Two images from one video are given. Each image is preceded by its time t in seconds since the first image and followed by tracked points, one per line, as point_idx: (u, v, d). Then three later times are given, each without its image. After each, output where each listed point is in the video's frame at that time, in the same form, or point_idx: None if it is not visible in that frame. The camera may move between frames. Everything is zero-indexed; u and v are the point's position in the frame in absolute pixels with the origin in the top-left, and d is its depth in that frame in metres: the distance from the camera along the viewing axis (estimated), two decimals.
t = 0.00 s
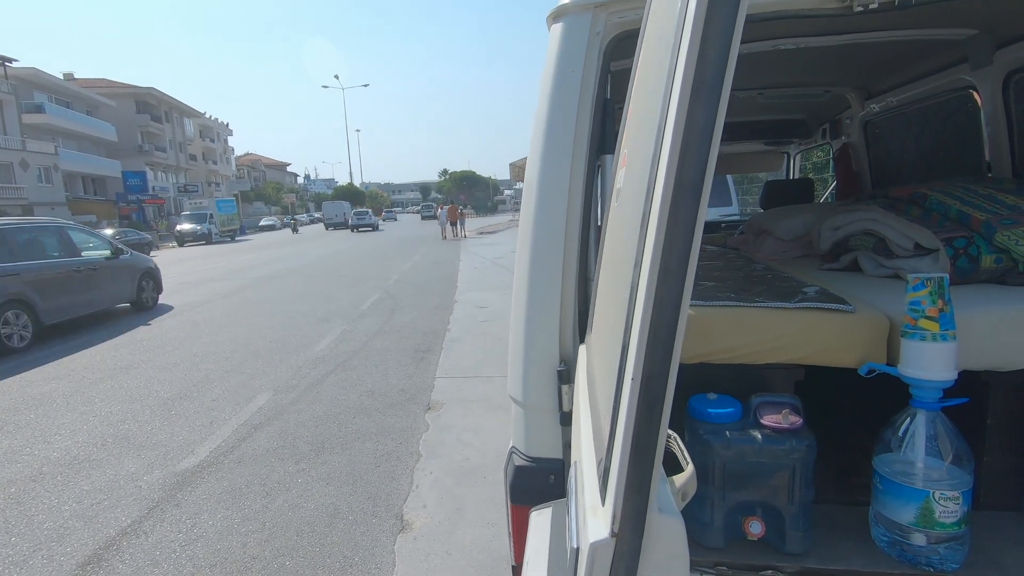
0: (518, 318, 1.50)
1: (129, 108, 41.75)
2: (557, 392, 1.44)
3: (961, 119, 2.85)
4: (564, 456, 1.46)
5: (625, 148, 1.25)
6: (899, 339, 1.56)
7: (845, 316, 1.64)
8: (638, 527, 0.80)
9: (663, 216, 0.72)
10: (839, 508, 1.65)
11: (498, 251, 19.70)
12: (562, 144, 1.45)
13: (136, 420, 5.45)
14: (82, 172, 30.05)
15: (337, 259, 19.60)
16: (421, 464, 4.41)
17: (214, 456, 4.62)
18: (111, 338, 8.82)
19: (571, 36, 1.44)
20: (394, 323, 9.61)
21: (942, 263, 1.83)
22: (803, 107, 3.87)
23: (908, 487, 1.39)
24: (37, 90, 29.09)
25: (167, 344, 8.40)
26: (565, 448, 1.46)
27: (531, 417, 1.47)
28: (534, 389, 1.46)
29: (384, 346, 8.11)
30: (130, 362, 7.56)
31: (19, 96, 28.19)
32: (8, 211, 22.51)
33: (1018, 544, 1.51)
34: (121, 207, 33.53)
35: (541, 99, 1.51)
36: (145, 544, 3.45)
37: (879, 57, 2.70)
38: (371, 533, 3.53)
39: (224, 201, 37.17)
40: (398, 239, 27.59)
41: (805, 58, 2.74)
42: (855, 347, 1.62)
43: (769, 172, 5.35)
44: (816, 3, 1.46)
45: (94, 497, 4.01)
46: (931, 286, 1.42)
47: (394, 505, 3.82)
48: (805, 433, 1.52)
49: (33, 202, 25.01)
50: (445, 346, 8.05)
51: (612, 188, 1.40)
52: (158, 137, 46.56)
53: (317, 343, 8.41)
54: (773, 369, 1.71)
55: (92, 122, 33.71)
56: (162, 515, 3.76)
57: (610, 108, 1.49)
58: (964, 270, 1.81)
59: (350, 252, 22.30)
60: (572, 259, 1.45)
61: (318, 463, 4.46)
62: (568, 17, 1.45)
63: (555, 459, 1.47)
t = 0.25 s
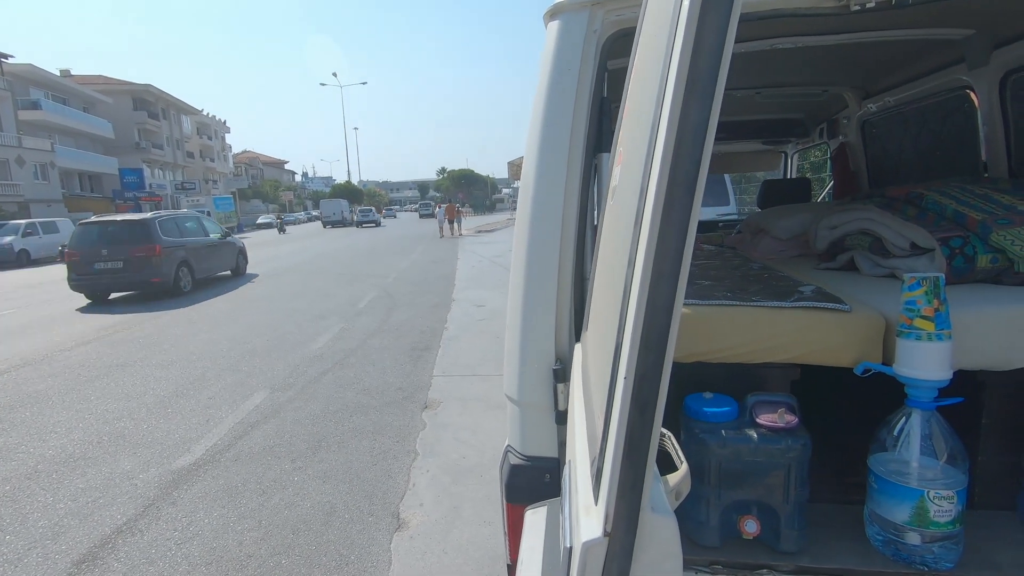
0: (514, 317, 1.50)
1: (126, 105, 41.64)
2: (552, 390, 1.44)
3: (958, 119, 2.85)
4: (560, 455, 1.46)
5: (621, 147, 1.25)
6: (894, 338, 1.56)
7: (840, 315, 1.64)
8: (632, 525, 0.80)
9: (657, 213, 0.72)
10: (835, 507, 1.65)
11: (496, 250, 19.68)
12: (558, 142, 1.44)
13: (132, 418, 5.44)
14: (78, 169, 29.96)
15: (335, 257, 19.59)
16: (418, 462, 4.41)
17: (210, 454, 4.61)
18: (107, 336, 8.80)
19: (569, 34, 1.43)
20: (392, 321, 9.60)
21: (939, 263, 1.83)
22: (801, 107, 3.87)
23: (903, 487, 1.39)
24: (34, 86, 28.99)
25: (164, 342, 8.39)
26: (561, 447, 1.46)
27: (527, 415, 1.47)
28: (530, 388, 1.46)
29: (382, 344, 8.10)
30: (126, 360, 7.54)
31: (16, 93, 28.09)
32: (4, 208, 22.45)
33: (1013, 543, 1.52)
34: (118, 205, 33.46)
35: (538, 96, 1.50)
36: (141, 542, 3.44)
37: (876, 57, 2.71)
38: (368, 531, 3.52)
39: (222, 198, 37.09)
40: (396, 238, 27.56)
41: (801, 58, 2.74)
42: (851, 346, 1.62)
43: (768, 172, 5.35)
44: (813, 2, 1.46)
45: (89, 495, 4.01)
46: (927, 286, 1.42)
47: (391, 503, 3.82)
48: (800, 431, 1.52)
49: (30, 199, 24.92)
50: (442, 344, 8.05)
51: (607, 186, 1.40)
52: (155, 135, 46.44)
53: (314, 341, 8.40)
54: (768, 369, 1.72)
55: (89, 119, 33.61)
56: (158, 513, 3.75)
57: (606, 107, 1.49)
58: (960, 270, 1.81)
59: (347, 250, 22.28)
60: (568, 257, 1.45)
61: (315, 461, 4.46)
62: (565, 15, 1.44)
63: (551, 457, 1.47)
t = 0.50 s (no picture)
0: (509, 316, 1.50)
1: (123, 104, 41.53)
2: (547, 390, 1.43)
3: (954, 119, 2.86)
4: (555, 455, 1.46)
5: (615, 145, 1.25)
6: (890, 338, 1.56)
7: (836, 315, 1.64)
8: (623, 525, 0.80)
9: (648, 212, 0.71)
10: (830, 507, 1.65)
11: (494, 250, 19.66)
12: (554, 141, 1.44)
13: (128, 418, 5.43)
14: (75, 168, 29.87)
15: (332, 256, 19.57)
16: (415, 462, 4.41)
17: (206, 454, 4.60)
18: (104, 335, 8.78)
19: (564, 32, 1.43)
20: (389, 320, 9.59)
21: (934, 262, 1.84)
22: (798, 107, 3.87)
23: (898, 487, 1.39)
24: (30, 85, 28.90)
25: (161, 341, 8.37)
26: (556, 447, 1.45)
27: (522, 415, 1.47)
28: (525, 387, 1.45)
29: (379, 344, 8.09)
30: (122, 359, 7.52)
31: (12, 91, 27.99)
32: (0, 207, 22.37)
33: (1007, 543, 1.52)
34: (115, 204, 33.38)
35: (533, 95, 1.50)
36: (136, 542, 3.43)
37: (873, 57, 2.71)
38: (364, 531, 3.52)
39: (219, 197, 37.01)
40: (393, 237, 27.53)
41: (799, 58, 2.74)
42: (846, 346, 1.63)
43: (765, 171, 5.36)
44: (809, 1, 1.46)
45: (84, 495, 3.99)
46: (923, 285, 1.42)
47: (387, 503, 3.82)
48: (796, 431, 1.52)
49: (26, 198, 24.83)
50: (440, 344, 8.04)
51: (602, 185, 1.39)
52: (152, 133, 46.33)
53: (312, 340, 8.39)
54: (764, 369, 1.72)
55: (85, 117, 33.50)
56: (153, 513, 3.74)
57: (602, 105, 1.48)
58: (956, 270, 1.81)
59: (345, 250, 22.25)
60: (564, 257, 1.44)
61: (311, 461, 4.45)
62: (560, 14, 1.44)
63: (546, 458, 1.46)
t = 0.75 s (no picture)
0: (500, 316, 1.49)
1: (119, 103, 41.40)
2: (538, 390, 1.43)
3: (947, 120, 2.86)
4: (545, 455, 1.46)
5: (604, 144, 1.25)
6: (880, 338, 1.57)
7: (826, 314, 1.65)
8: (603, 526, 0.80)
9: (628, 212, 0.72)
10: (820, 506, 1.66)
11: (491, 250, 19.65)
12: (544, 141, 1.44)
13: (122, 418, 5.41)
14: (70, 167, 29.76)
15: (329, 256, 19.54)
16: (410, 462, 4.40)
17: (200, 454, 4.59)
18: (98, 335, 8.75)
19: (555, 32, 1.43)
20: (385, 320, 9.58)
21: (925, 263, 1.84)
22: (792, 107, 3.87)
23: (888, 486, 1.39)
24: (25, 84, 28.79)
25: (156, 342, 8.35)
26: (546, 447, 1.45)
27: (512, 415, 1.47)
28: (515, 387, 1.45)
29: (375, 344, 8.08)
30: (116, 359, 7.50)
31: (6, 90, 27.88)
32: None
33: (996, 542, 1.52)
34: (110, 203, 33.27)
35: (524, 95, 1.50)
36: (129, 543, 3.42)
37: (866, 58, 2.71)
38: (358, 531, 3.51)
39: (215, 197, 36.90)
40: (390, 237, 27.50)
41: (793, 58, 2.74)
42: (837, 346, 1.63)
43: (760, 172, 5.36)
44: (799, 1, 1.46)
45: (77, 495, 3.98)
46: (912, 285, 1.43)
47: (382, 503, 3.81)
48: (786, 431, 1.52)
49: (20, 197, 24.72)
50: (436, 344, 8.03)
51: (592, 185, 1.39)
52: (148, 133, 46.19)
53: (307, 340, 8.37)
54: (756, 369, 1.72)
55: (80, 117, 33.39)
56: (147, 514, 3.73)
57: (593, 105, 1.48)
58: (946, 270, 1.82)
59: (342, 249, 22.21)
60: (555, 256, 1.44)
61: (306, 461, 4.44)
62: (551, 14, 1.44)
63: (537, 458, 1.46)
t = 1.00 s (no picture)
0: (490, 317, 1.50)
1: (111, 103, 41.18)
2: (528, 391, 1.43)
3: (937, 121, 2.88)
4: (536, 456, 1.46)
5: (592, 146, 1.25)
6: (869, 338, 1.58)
7: (815, 315, 1.66)
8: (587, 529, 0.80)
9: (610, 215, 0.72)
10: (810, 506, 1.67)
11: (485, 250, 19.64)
12: (534, 142, 1.44)
13: (113, 420, 5.38)
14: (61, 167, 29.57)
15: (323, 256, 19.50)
16: (403, 463, 4.40)
17: (192, 456, 4.57)
18: (89, 336, 8.70)
19: (545, 33, 1.43)
20: (379, 321, 9.56)
21: (914, 263, 1.85)
22: (784, 108, 3.89)
23: (877, 486, 1.40)
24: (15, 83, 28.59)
25: (148, 343, 8.30)
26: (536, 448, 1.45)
27: (502, 416, 1.47)
28: (506, 387, 1.45)
29: (369, 344, 8.07)
30: (107, 360, 7.45)
31: None
32: None
33: (982, 540, 1.53)
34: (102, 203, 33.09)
35: (514, 96, 1.50)
36: (119, 546, 3.40)
37: (857, 59, 2.73)
38: (351, 533, 3.51)
39: (208, 197, 36.75)
40: (384, 237, 27.46)
41: (785, 59, 2.75)
42: (826, 346, 1.64)
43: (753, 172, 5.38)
44: (788, 2, 1.46)
45: (67, 498, 3.96)
46: (900, 286, 1.44)
47: (375, 504, 3.81)
48: (776, 431, 1.52)
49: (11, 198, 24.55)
50: (430, 344, 8.03)
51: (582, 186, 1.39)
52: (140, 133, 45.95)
53: (301, 341, 8.35)
54: (746, 369, 1.72)
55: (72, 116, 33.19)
56: (138, 516, 3.71)
57: (583, 107, 1.48)
58: (934, 271, 1.83)
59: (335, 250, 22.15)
60: (545, 258, 1.44)
61: (298, 462, 4.43)
62: (541, 14, 1.44)
63: (527, 459, 1.46)
